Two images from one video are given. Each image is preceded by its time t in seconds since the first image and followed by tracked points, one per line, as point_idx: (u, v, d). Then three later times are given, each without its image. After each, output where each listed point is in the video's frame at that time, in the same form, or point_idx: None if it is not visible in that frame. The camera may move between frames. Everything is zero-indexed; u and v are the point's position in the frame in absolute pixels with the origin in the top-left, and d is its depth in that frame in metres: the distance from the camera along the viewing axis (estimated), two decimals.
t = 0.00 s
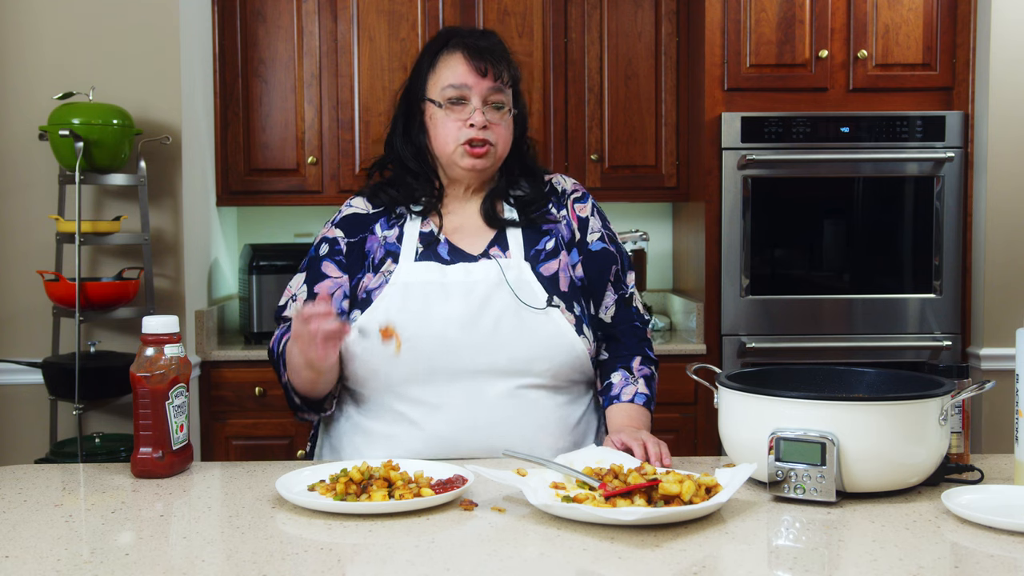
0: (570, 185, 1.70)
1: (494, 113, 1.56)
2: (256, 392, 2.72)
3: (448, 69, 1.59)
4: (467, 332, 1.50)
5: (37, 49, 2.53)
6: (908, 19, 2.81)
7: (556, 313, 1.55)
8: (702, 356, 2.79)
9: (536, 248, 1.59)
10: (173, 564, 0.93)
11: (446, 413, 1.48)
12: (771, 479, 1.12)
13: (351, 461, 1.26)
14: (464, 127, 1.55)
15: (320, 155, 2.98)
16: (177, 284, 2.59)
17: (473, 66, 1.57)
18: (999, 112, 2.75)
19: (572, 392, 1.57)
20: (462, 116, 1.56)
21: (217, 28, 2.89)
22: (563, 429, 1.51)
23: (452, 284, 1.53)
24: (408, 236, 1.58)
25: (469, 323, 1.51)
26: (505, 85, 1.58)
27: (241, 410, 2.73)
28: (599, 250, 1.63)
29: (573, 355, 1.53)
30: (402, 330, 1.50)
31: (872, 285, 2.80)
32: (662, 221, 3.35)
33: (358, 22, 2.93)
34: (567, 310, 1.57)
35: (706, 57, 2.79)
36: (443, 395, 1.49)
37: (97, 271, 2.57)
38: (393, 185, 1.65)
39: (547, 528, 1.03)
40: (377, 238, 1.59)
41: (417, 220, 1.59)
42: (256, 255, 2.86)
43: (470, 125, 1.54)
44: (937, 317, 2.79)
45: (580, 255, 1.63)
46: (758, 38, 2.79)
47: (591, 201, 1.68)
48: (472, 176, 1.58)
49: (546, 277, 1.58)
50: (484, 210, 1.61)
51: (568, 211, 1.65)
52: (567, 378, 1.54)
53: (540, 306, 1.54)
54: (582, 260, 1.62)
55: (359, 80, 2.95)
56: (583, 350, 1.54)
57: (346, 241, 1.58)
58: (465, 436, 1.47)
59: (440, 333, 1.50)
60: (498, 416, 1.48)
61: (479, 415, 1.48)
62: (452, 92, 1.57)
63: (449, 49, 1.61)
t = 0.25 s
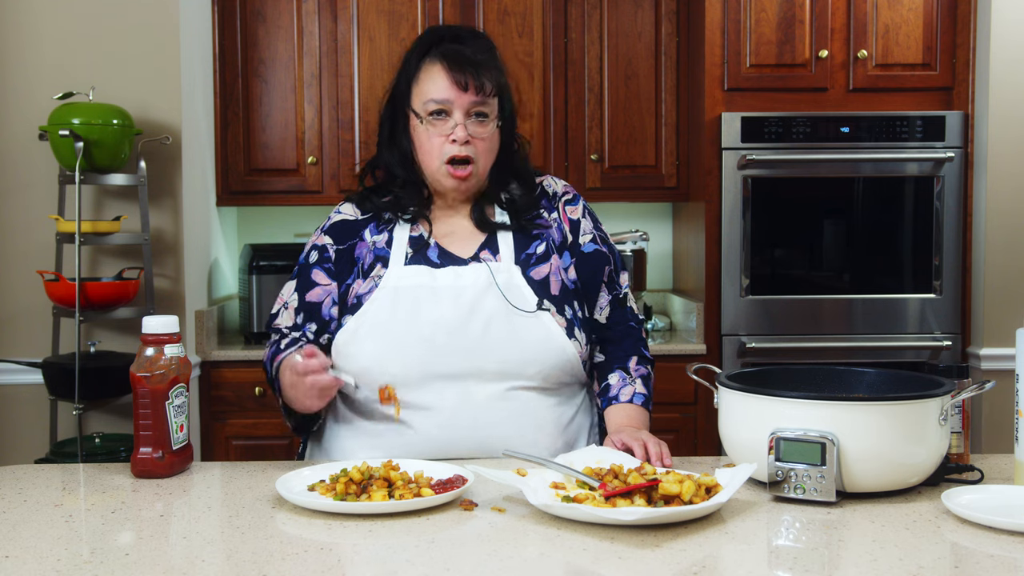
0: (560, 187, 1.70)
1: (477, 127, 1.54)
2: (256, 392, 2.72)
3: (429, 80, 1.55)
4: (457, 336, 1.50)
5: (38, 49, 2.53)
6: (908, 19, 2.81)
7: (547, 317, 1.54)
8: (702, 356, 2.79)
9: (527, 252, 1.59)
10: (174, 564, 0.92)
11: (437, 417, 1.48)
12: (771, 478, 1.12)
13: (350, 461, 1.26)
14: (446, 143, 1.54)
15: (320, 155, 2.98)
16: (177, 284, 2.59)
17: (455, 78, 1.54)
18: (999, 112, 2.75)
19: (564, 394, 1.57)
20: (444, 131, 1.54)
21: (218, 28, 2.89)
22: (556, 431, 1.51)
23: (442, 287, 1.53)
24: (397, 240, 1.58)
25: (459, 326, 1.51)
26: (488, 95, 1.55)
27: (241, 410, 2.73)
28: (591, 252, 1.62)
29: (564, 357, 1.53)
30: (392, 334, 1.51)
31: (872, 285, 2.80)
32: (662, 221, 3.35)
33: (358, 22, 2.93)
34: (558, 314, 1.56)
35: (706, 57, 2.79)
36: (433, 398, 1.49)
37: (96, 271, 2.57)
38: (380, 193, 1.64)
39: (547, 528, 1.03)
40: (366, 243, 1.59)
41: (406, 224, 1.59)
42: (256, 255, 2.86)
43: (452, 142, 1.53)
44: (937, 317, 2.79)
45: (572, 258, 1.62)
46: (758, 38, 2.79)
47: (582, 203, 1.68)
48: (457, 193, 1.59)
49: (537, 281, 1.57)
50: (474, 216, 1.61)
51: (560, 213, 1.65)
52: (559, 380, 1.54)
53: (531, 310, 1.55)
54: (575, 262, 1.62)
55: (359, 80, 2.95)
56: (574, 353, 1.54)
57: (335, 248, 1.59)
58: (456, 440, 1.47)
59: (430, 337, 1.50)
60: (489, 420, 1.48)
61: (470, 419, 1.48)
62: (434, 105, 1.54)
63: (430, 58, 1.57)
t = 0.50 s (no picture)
0: (553, 183, 1.70)
1: (467, 118, 1.54)
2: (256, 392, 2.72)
3: (419, 74, 1.56)
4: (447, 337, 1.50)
5: (38, 49, 2.53)
6: (908, 19, 2.81)
7: (536, 316, 1.54)
8: (702, 356, 2.79)
9: (517, 250, 1.59)
10: (174, 564, 0.92)
11: (427, 419, 1.48)
12: (771, 479, 1.12)
13: (350, 461, 1.26)
14: (436, 134, 1.53)
15: (320, 155, 2.99)
16: (177, 284, 2.59)
17: (445, 71, 1.55)
18: (1000, 112, 2.75)
19: (555, 394, 1.57)
20: (434, 122, 1.54)
21: (218, 28, 2.89)
22: (547, 432, 1.52)
23: (431, 288, 1.52)
24: (387, 239, 1.58)
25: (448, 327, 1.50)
26: (477, 87, 1.56)
27: (241, 410, 2.73)
28: (583, 249, 1.62)
29: (555, 358, 1.53)
30: (380, 335, 1.50)
31: (872, 285, 2.80)
32: (662, 221, 3.35)
33: (358, 22, 2.93)
34: (547, 312, 1.56)
35: (706, 57, 2.79)
36: (423, 400, 1.49)
37: (96, 271, 2.57)
38: (371, 191, 1.64)
39: (547, 528, 1.03)
40: (357, 241, 1.59)
41: (396, 224, 1.59)
42: (256, 255, 2.86)
43: (442, 131, 1.52)
44: (937, 317, 2.79)
45: (564, 255, 1.62)
46: (758, 38, 2.79)
47: (574, 198, 1.68)
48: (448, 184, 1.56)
49: (526, 279, 1.57)
50: (464, 213, 1.60)
51: (551, 210, 1.66)
52: (549, 381, 1.55)
53: (520, 310, 1.54)
54: (566, 259, 1.62)
55: (359, 80, 2.95)
56: (565, 353, 1.54)
57: (326, 245, 1.59)
58: (446, 442, 1.48)
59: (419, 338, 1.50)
60: (478, 421, 1.48)
61: (460, 421, 1.48)
62: (424, 97, 1.55)
63: (420, 53, 1.59)
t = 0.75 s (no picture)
0: (548, 182, 1.70)
1: (462, 119, 1.54)
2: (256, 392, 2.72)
3: (414, 74, 1.56)
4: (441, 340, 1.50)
5: (38, 49, 2.53)
6: (908, 19, 2.81)
7: (531, 318, 1.54)
8: (702, 356, 2.79)
9: (512, 251, 1.59)
10: (174, 564, 0.93)
11: (422, 421, 1.48)
12: (771, 479, 1.12)
13: (350, 461, 1.26)
14: (431, 134, 1.53)
15: (320, 155, 2.99)
16: (177, 284, 2.59)
17: (440, 71, 1.54)
18: (1000, 112, 2.75)
19: (550, 396, 1.58)
20: (429, 122, 1.54)
21: (218, 28, 2.89)
22: (542, 434, 1.53)
23: (426, 291, 1.52)
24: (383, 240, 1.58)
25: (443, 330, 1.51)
26: (473, 88, 1.56)
27: (241, 410, 2.73)
28: (579, 249, 1.62)
29: (550, 361, 1.53)
30: (375, 338, 1.50)
31: (872, 285, 2.80)
32: (662, 221, 3.35)
33: (358, 22, 2.93)
34: (542, 314, 1.56)
35: (706, 57, 2.79)
36: (418, 403, 1.50)
37: (96, 271, 2.57)
38: (366, 191, 1.64)
39: (547, 528, 1.03)
40: (352, 242, 1.59)
41: (391, 225, 1.59)
42: (256, 255, 2.86)
43: (437, 132, 1.52)
44: (937, 317, 2.79)
45: (560, 255, 1.62)
46: (758, 38, 2.79)
47: (569, 197, 1.68)
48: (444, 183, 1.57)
49: (521, 280, 1.57)
50: (460, 214, 1.60)
51: (547, 209, 1.65)
52: (544, 383, 1.55)
53: (515, 312, 1.54)
54: (562, 260, 1.62)
55: (359, 80, 2.95)
56: (560, 356, 1.54)
57: (321, 245, 1.58)
58: (441, 444, 1.49)
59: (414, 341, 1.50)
60: (473, 424, 1.49)
61: (455, 424, 1.48)
62: (419, 97, 1.55)
63: (415, 52, 1.58)
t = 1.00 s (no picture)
0: (546, 182, 1.70)
1: (460, 122, 1.54)
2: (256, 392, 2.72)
3: (413, 76, 1.56)
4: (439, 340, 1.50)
5: (38, 49, 2.53)
6: (908, 19, 2.81)
7: (529, 319, 1.54)
8: (702, 356, 2.79)
9: (511, 252, 1.59)
10: (173, 564, 0.92)
11: (420, 422, 1.48)
12: (771, 479, 1.12)
13: (350, 461, 1.26)
14: (430, 137, 1.53)
15: (320, 155, 2.99)
16: (177, 284, 2.59)
17: (439, 74, 1.54)
18: (999, 112, 2.75)
19: (548, 396, 1.58)
20: (427, 125, 1.54)
21: (217, 28, 2.89)
22: (540, 434, 1.53)
23: (424, 291, 1.52)
24: (380, 240, 1.58)
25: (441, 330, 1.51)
26: (472, 91, 1.55)
27: (241, 410, 2.73)
28: (577, 249, 1.62)
29: (548, 361, 1.53)
30: (373, 338, 1.50)
31: (872, 285, 2.79)
32: (662, 221, 3.35)
33: (358, 22, 2.93)
34: (541, 314, 1.56)
35: (706, 57, 2.79)
36: (416, 403, 1.50)
37: (96, 271, 2.57)
38: (364, 190, 1.64)
39: (547, 528, 1.03)
40: (349, 242, 1.59)
41: (389, 224, 1.59)
42: (256, 255, 2.86)
43: (435, 135, 1.52)
44: (937, 317, 2.79)
45: (558, 255, 1.62)
46: (758, 38, 2.79)
47: (568, 198, 1.68)
48: (441, 185, 1.57)
49: (520, 281, 1.58)
50: (457, 214, 1.61)
51: (545, 210, 1.65)
52: (542, 383, 1.55)
53: (513, 313, 1.54)
54: (560, 260, 1.62)
55: (359, 80, 2.95)
56: (558, 356, 1.54)
57: (318, 246, 1.58)
58: (439, 444, 1.49)
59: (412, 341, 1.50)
60: (471, 424, 1.49)
61: (453, 424, 1.48)
62: (418, 100, 1.55)
63: (414, 54, 1.58)
